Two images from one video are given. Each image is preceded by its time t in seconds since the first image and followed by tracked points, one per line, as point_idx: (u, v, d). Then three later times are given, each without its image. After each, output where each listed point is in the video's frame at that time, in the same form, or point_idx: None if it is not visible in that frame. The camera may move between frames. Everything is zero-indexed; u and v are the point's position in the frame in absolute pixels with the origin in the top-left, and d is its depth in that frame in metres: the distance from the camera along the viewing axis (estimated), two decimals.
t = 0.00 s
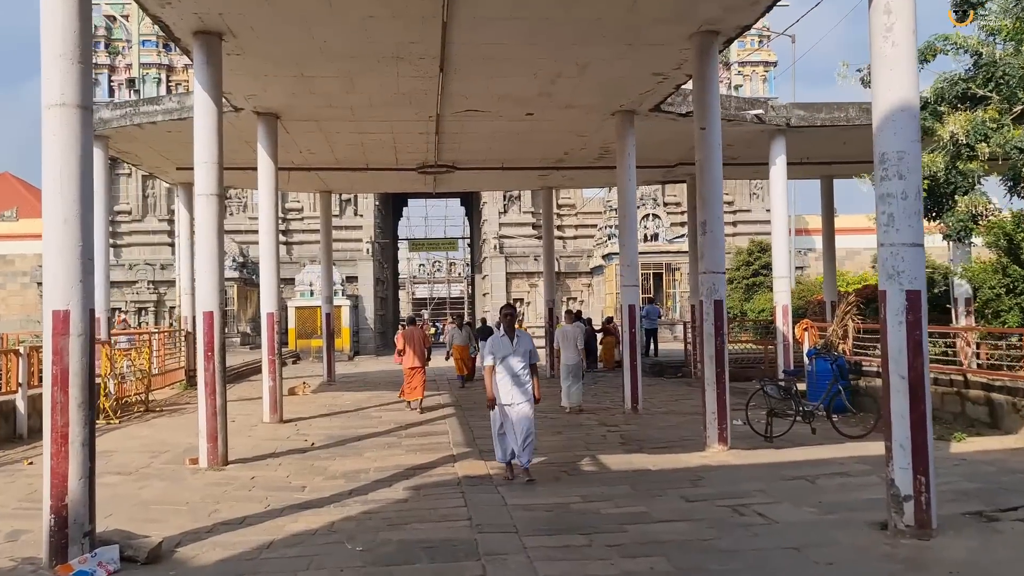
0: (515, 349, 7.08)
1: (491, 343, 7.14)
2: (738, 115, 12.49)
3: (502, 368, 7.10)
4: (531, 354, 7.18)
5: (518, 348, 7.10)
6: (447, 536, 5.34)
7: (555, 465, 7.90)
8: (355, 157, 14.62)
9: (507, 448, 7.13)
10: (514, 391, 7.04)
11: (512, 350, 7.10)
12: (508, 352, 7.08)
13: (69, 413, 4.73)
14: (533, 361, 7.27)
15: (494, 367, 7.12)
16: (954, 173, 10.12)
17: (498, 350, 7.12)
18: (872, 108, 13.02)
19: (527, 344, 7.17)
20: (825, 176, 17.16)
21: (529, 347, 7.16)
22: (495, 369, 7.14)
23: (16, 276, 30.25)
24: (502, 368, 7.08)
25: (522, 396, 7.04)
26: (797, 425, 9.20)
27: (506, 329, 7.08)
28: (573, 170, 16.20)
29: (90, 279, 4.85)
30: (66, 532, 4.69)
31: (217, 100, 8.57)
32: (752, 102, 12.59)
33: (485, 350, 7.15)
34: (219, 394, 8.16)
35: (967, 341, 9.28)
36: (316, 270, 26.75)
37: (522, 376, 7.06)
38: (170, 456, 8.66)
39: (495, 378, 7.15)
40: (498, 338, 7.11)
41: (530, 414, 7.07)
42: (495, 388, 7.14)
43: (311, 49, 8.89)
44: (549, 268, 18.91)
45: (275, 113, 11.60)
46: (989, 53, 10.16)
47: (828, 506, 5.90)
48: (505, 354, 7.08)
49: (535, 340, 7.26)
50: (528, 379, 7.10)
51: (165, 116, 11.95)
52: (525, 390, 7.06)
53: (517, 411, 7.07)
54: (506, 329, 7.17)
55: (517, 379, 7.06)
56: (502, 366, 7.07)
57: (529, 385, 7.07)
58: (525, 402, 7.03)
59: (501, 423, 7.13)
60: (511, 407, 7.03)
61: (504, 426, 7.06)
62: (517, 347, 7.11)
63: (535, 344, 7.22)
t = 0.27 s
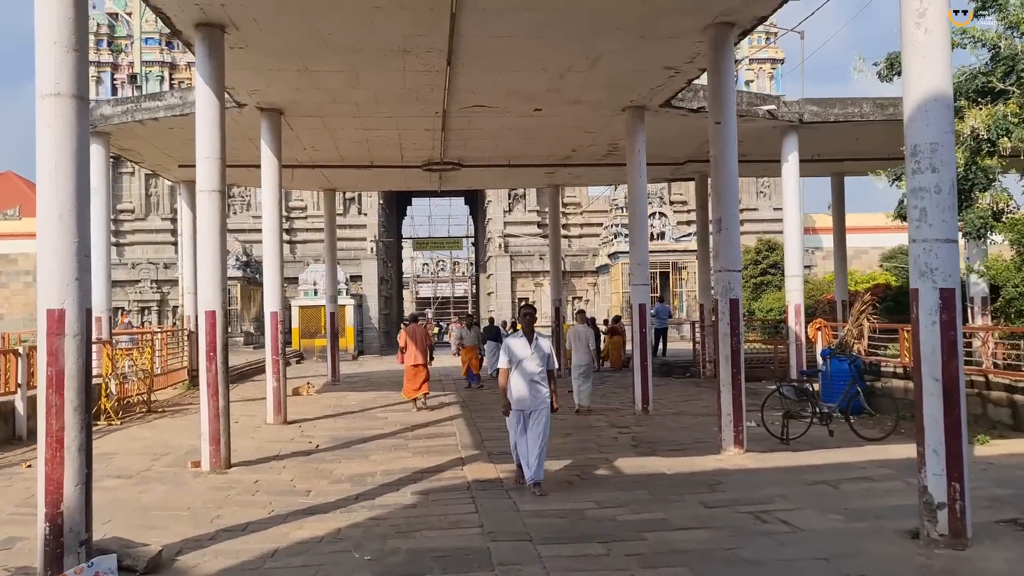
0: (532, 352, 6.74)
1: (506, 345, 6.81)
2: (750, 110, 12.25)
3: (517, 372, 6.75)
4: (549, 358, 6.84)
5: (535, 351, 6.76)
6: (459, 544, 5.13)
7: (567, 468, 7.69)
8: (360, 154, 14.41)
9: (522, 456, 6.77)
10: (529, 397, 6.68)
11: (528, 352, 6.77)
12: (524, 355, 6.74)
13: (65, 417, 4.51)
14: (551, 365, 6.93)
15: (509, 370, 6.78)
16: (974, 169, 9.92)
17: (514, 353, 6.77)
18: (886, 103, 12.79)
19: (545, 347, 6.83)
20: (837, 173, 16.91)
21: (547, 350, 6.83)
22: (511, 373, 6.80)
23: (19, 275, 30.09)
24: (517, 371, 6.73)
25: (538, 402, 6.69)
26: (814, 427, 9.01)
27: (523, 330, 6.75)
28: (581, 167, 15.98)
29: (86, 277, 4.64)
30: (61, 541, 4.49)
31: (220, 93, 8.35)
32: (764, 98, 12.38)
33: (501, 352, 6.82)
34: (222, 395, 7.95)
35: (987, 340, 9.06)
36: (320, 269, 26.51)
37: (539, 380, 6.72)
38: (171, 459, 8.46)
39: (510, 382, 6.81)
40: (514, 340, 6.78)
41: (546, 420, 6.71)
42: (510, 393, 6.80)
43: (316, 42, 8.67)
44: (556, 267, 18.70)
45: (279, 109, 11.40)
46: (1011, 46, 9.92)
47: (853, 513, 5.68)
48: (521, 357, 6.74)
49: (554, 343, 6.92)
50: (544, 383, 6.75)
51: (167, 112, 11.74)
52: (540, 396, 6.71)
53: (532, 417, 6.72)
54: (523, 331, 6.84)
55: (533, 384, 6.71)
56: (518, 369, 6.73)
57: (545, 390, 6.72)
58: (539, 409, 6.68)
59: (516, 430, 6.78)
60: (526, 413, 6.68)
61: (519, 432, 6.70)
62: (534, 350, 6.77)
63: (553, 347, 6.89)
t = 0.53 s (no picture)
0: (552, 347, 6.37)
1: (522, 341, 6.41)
2: (761, 102, 12.04)
3: (534, 370, 6.34)
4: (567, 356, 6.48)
5: (555, 347, 6.39)
6: (474, 550, 4.90)
7: (580, 469, 7.46)
8: (362, 149, 14.18)
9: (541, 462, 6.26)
10: (550, 395, 6.26)
11: (546, 348, 6.39)
12: (543, 351, 6.36)
13: (59, 420, 4.29)
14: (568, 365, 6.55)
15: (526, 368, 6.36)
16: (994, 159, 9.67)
17: (531, 350, 6.38)
18: (899, 94, 12.54)
19: (563, 344, 6.47)
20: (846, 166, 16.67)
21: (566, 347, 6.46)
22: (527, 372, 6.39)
23: (18, 276, 29.85)
24: (536, 368, 6.32)
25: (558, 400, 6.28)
26: (832, 425, 8.79)
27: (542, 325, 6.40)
28: (587, 162, 15.75)
29: (81, 272, 4.41)
30: (56, 551, 4.25)
31: (220, 85, 8.10)
32: (774, 89, 12.15)
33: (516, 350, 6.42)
34: (224, 396, 7.72)
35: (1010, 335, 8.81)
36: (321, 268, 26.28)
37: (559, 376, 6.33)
38: (172, 461, 8.24)
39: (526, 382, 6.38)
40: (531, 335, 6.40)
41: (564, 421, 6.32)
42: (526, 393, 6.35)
43: (319, 32, 8.43)
44: (561, 265, 18.47)
45: (280, 103, 11.16)
46: None
47: (883, 515, 5.45)
48: (540, 352, 6.35)
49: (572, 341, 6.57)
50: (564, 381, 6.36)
51: (165, 107, 11.50)
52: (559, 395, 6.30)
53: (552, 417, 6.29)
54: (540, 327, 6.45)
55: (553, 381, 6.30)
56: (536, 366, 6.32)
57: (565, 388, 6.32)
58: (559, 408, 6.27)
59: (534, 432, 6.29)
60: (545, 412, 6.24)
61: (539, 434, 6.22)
62: (553, 346, 6.40)
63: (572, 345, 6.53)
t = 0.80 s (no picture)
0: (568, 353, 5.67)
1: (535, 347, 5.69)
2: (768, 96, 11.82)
3: (548, 378, 5.65)
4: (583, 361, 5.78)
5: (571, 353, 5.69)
6: (485, 565, 4.68)
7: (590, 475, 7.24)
8: (361, 148, 13.94)
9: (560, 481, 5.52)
10: (566, 405, 5.59)
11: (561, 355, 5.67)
12: (557, 358, 5.65)
13: (47, 433, 4.05)
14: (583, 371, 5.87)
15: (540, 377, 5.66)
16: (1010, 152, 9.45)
17: (544, 356, 5.68)
18: (907, 88, 12.32)
19: (578, 348, 5.77)
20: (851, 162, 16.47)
21: (582, 352, 5.76)
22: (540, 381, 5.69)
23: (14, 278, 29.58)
24: (551, 376, 5.62)
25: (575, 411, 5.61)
26: (847, 427, 8.57)
27: (556, 328, 5.68)
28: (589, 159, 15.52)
29: (70, 275, 4.18)
30: (44, 572, 4.02)
31: (216, 81, 7.85)
32: (781, 83, 11.95)
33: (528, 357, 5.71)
34: (222, 402, 7.48)
35: None
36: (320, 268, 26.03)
37: (575, 385, 5.64)
38: (169, 469, 8.00)
39: (540, 391, 5.69)
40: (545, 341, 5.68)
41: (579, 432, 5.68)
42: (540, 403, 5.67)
43: (317, 26, 8.19)
44: (563, 264, 18.25)
45: (277, 100, 10.93)
46: None
47: (910, 523, 5.22)
48: (554, 359, 5.64)
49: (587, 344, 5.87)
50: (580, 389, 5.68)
51: (160, 105, 11.25)
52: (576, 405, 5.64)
53: (569, 429, 5.62)
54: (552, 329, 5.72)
55: (569, 391, 5.62)
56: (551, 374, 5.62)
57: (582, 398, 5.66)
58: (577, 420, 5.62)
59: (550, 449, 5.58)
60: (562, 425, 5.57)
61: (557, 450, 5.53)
62: (569, 352, 5.69)
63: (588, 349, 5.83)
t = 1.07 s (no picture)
0: (580, 350, 5.19)
1: (542, 344, 5.22)
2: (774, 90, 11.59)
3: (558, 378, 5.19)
4: (596, 356, 5.31)
5: (584, 350, 5.21)
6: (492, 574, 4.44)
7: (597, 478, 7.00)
8: (359, 143, 13.69)
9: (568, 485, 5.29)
10: (578, 408, 5.15)
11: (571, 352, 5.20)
12: (567, 355, 5.18)
13: (26, 436, 3.80)
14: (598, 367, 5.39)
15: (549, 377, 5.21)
16: None
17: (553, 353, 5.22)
18: (915, 82, 12.09)
19: (591, 344, 5.29)
20: (855, 159, 16.25)
21: (595, 347, 5.29)
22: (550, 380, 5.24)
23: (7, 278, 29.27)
24: (560, 377, 5.17)
25: (591, 413, 5.16)
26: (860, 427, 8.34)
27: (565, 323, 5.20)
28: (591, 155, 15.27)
29: (51, 268, 3.94)
30: None
31: (209, 70, 7.58)
32: (787, 77, 11.72)
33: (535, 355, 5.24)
34: (216, 403, 7.22)
35: None
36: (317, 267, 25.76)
37: (588, 384, 5.19)
38: (161, 472, 7.75)
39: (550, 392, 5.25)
40: (554, 338, 5.20)
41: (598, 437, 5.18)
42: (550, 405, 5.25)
43: (314, 14, 7.94)
44: (564, 262, 18.01)
45: (273, 93, 10.68)
46: None
47: (937, 529, 4.97)
48: (565, 358, 5.17)
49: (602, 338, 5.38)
50: (594, 387, 5.24)
51: (153, 98, 10.98)
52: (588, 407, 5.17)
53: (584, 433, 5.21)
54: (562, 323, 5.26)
55: (581, 391, 5.18)
56: (561, 374, 5.16)
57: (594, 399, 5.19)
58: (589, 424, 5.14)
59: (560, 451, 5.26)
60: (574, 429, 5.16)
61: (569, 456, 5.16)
62: (581, 348, 5.21)
63: (601, 342, 5.36)
